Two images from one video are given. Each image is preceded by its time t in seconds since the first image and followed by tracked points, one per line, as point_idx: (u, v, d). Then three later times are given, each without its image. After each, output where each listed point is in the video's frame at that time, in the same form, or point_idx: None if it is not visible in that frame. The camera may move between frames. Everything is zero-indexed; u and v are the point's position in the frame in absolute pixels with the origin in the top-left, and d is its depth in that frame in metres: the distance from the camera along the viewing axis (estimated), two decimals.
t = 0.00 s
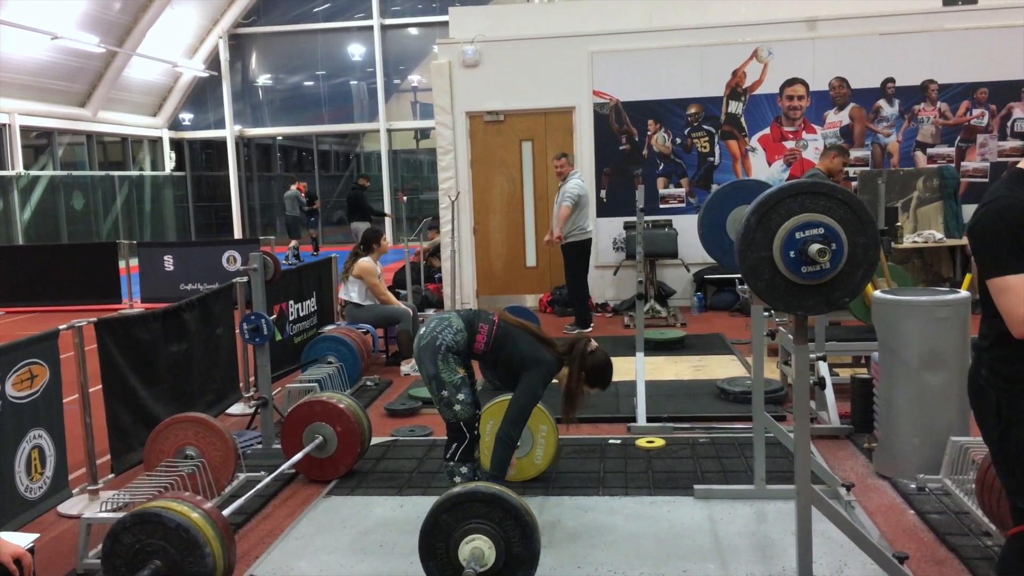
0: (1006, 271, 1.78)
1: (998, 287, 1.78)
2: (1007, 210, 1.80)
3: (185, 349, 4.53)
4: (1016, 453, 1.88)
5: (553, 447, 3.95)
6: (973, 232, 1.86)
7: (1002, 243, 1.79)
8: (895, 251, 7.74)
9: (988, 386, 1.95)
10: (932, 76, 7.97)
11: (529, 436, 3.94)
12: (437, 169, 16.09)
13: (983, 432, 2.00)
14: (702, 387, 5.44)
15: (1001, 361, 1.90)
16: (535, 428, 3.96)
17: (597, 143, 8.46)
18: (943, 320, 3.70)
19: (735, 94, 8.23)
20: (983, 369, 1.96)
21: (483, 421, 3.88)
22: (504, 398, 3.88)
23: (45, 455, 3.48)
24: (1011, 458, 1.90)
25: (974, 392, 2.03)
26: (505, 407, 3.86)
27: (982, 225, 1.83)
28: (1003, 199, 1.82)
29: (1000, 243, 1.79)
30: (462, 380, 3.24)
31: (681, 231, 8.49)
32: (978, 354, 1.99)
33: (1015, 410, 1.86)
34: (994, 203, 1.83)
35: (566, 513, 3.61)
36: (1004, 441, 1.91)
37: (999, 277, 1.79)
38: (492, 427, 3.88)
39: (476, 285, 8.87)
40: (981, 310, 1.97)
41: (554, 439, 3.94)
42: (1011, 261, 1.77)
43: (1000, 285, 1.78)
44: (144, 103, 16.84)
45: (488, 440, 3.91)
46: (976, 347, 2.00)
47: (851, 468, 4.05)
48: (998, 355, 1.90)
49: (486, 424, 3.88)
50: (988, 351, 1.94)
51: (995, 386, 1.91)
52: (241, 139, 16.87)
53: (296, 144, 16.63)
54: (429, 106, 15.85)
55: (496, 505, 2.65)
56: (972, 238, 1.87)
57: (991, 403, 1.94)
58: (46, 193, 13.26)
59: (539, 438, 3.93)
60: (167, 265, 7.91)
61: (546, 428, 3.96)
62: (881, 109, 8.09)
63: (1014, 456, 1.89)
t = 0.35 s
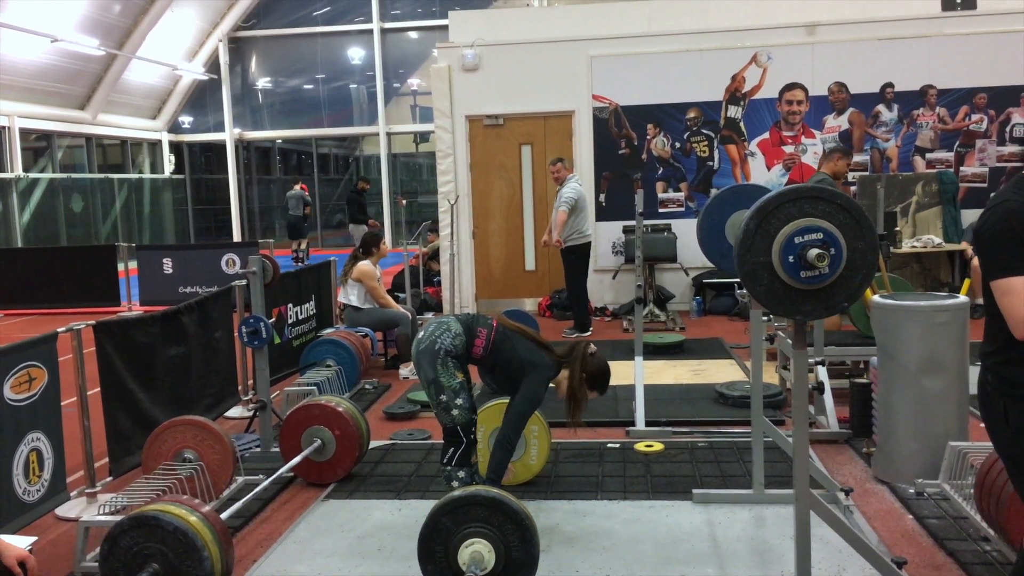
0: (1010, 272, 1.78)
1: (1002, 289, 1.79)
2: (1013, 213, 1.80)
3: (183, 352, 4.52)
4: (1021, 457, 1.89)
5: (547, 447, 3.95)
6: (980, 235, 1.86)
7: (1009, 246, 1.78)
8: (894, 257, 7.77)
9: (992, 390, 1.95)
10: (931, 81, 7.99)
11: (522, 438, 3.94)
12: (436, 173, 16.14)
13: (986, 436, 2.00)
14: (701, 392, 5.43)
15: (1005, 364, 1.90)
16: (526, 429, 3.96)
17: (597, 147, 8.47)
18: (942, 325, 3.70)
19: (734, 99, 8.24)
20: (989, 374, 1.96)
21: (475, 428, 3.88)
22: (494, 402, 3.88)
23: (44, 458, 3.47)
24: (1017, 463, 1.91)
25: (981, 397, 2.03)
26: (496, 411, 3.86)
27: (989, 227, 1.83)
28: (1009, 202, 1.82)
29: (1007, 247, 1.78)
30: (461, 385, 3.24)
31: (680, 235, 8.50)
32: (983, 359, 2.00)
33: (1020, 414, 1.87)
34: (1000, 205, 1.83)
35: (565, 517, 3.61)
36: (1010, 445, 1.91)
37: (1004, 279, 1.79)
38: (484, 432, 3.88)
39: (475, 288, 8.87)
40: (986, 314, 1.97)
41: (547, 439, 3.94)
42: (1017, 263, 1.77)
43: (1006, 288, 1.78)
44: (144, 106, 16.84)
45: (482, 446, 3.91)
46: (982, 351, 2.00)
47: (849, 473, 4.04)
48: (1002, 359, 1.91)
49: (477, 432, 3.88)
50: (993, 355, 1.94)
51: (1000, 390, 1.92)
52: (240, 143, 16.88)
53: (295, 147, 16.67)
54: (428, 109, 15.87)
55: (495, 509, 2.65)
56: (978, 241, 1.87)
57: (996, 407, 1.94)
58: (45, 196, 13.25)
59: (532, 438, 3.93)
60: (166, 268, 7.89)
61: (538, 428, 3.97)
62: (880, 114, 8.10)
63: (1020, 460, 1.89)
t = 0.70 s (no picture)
0: (1011, 272, 1.78)
1: (1003, 288, 1.79)
2: (1014, 213, 1.79)
3: (183, 351, 4.52)
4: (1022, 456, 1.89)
5: (547, 447, 3.95)
6: (981, 234, 1.86)
7: (1010, 246, 1.78)
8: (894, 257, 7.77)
9: (993, 390, 1.96)
10: (931, 81, 7.99)
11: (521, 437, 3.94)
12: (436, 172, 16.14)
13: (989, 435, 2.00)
14: (700, 391, 5.43)
15: (1006, 365, 1.90)
16: (525, 429, 3.96)
17: (596, 147, 8.47)
18: (941, 325, 3.70)
19: (734, 98, 8.24)
20: (989, 374, 1.97)
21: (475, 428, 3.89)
22: (493, 402, 3.89)
23: (43, 457, 3.47)
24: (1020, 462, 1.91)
25: (983, 396, 2.03)
26: (495, 409, 3.87)
27: (990, 227, 1.83)
28: (1010, 201, 1.82)
29: (1008, 246, 1.78)
30: (459, 385, 3.24)
31: (680, 235, 8.50)
32: (983, 358, 2.00)
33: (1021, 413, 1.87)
34: (1001, 205, 1.83)
35: (564, 516, 3.61)
36: (1012, 444, 1.92)
37: (1005, 279, 1.79)
38: (484, 430, 3.88)
39: (475, 288, 8.87)
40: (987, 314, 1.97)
41: (546, 438, 3.93)
42: (1019, 263, 1.77)
43: (1006, 287, 1.78)
44: (144, 105, 16.83)
45: (481, 446, 3.91)
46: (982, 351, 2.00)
47: (849, 473, 4.04)
48: (1002, 359, 1.91)
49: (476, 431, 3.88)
50: (994, 356, 1.94)
51: (1001, 389, 1.92)
52: (240, 142, 16.87)
53: (295, 146, 16.66)
54: (428, 109, 15.87)
55: (494, 508, 2.65)
56: (979, 241, 1.87)
57: (997, 407, 1.95)
58: (45, 195, 13.25)
59: (531, 437, 3.92)
60: (166, 267, 7.92)
61: (536, 427, 3.97)
62: (879, 114, 8.10)
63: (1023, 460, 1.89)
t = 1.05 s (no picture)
0: (1013, 271, 1.78)
1: (1007, 287, 1.78)
2: (1015, 212, 1.79)
3: (184, 350, 4.52)
4: (1022, 456, 1.90)
5: (546, 445, 3.95)
6: (983, 232, 1.86)
7: (1012, 245, 1.78)
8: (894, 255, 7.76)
9: (993, 389, 1.96)
10: (932, 80, 7.98)
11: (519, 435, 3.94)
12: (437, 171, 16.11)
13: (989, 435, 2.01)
14: (701, 390, 5.43)
15: (1006, 364, 1.90)
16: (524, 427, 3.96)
17: (597, 146, 8.47)
18: (942, 324, 3.70)
19: (735, 97, 8.24)
20: (989, 372, 1.97)
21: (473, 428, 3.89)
22: (489, 401, 3.89)
23: (44, 456, 3.47)
24: (1019, 462, 1.92)
25: (983, 396, 2.03)
26: (494, 408, 3.86)
27: (992, 226, 1.83)
28: (1012, 200, 1.82)
29: (1009, 245, 1.78)
30: (461, 383, 3.24)
31: (680, 234, 8.49)
32: (983, 357, 2.00)
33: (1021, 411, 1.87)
34: (1004, 203, 1.83)
35: (565, 515, 3.61)
36: (1012, 442, 1.92)
37: (1007, 278, 1.79)
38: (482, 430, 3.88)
39: (476, 287, 8.87)
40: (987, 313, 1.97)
41: (545, 436, 3.94)
42: (1020, 262, 1.77)
43: (1008, 286, 1.78)
44: (145, 104, 16.82)
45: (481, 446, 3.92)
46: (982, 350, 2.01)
47: (850, 472, 4.05)
48: (1002, 357, 1.91)
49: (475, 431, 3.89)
50: (994, 354, 1.94)
51: (1001, 388, 1.92)
52: (240, 140, 16.86)
53: (296, 145, 16.64)
54: (429, 108, 15.85)
55: (494, 506, 2.65)
56: (982, 238, 1.86)
57: (996, 405, 1.95)
58: (46, 194, 13.26)
59: (531, 435, 3.93)
60: (167, 266, 7.95)
61: (535, 425, 3.97)
62: (880, 113, 8.10)
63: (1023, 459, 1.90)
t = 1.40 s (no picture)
0: (1013, 270, 1.78)
1: (1007, 286, 1.78)
2: (1015, 211, 1.79)
3: (184, 348, 4.52)
4: (1020, 454, 1.90)
5: (545, 444, 3.95)
6: (983, 232, 1.86)
7: (1012, 243, 1.78)
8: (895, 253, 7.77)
9: (993, 387, 1.96)
10: (932, 78, 7.98)
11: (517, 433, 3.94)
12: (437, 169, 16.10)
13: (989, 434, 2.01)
14: (701, 388, 5.43)
15: (1004, 361, 1.90)
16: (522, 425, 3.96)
17: (598, 144, 8.46)
18: (943, 322, 3.70)
19: (735, 95, 8.23)
20: (989, 371, 1.97)
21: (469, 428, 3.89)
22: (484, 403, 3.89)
23: (45, 454, 3.47)
24: (1017, 461, 1.92)
25: (983, 394, 2.03)
26: (490, 408, 3.87)
27: (992, 225, 1.83)
28: (1012, 198, 1.82)
29: (1008, 243, 1.78)
30: (462, 382, 3.24)
31: (681, 232, 8.49)
32: (984, 355, 2.00)
33: (1019, 410, 1.88)
34: (1003, 202, 1.83)
35: (565, 513, 3.61)
36: (1011, 440, 1.92)
37: (1007, 277, 1.79)
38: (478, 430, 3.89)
39: (476, 285, 8.87)
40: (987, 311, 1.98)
41: (544, 435, 3.94)
42: (1020, 261, 1.77)
43: (1007, 285, 1.78)
44: (145, 103, 16.81)
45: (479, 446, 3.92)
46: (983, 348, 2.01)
47: (850, 470, 4.05)
48: (1002, 356, 1.91)
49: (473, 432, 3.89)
50: (994, 352, 1.94)
51: (1000, 386, 1.92)
52: (240, 139, 16.85)
53: (296, 143, 16.62)
54: (429, 106, 15.84)
55: (494, 505, 2.65)
56: (981, 237, 1.86)
57: (996, 403, 1.95)
58: (46, 192, 13.27)
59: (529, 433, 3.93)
60: (167, 265, 7.90)
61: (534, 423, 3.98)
62: (881, 111, 8.09)
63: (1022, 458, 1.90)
